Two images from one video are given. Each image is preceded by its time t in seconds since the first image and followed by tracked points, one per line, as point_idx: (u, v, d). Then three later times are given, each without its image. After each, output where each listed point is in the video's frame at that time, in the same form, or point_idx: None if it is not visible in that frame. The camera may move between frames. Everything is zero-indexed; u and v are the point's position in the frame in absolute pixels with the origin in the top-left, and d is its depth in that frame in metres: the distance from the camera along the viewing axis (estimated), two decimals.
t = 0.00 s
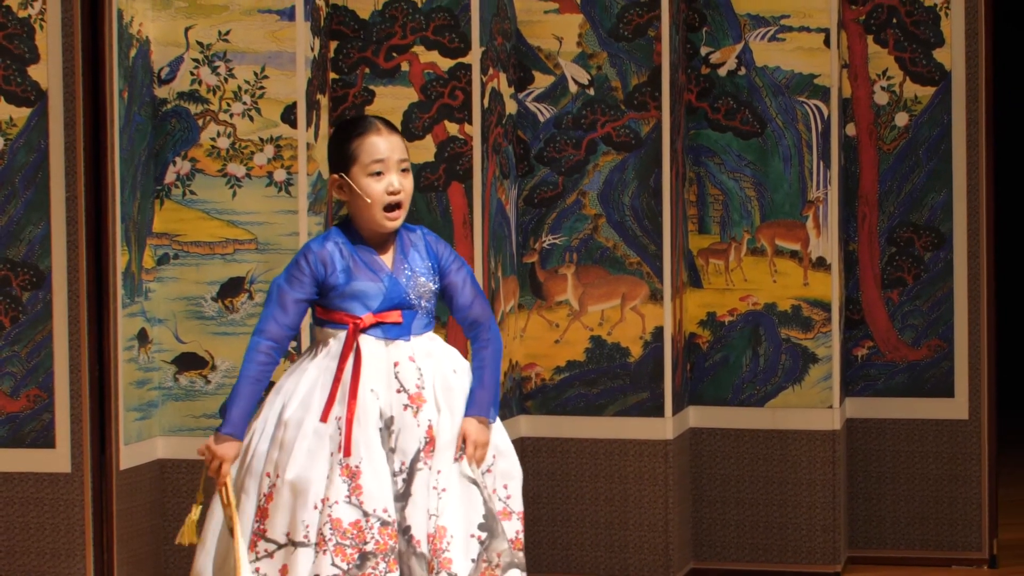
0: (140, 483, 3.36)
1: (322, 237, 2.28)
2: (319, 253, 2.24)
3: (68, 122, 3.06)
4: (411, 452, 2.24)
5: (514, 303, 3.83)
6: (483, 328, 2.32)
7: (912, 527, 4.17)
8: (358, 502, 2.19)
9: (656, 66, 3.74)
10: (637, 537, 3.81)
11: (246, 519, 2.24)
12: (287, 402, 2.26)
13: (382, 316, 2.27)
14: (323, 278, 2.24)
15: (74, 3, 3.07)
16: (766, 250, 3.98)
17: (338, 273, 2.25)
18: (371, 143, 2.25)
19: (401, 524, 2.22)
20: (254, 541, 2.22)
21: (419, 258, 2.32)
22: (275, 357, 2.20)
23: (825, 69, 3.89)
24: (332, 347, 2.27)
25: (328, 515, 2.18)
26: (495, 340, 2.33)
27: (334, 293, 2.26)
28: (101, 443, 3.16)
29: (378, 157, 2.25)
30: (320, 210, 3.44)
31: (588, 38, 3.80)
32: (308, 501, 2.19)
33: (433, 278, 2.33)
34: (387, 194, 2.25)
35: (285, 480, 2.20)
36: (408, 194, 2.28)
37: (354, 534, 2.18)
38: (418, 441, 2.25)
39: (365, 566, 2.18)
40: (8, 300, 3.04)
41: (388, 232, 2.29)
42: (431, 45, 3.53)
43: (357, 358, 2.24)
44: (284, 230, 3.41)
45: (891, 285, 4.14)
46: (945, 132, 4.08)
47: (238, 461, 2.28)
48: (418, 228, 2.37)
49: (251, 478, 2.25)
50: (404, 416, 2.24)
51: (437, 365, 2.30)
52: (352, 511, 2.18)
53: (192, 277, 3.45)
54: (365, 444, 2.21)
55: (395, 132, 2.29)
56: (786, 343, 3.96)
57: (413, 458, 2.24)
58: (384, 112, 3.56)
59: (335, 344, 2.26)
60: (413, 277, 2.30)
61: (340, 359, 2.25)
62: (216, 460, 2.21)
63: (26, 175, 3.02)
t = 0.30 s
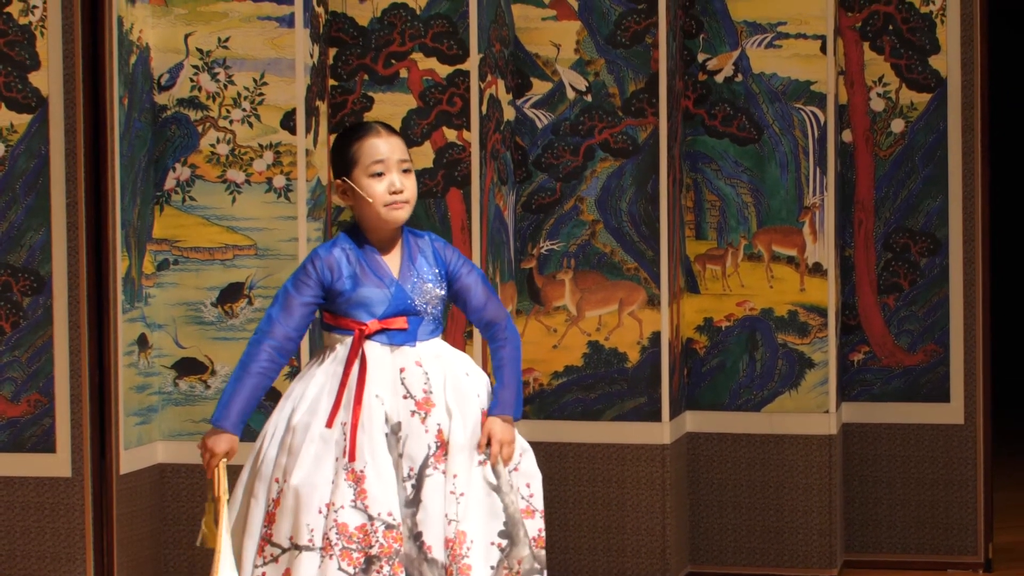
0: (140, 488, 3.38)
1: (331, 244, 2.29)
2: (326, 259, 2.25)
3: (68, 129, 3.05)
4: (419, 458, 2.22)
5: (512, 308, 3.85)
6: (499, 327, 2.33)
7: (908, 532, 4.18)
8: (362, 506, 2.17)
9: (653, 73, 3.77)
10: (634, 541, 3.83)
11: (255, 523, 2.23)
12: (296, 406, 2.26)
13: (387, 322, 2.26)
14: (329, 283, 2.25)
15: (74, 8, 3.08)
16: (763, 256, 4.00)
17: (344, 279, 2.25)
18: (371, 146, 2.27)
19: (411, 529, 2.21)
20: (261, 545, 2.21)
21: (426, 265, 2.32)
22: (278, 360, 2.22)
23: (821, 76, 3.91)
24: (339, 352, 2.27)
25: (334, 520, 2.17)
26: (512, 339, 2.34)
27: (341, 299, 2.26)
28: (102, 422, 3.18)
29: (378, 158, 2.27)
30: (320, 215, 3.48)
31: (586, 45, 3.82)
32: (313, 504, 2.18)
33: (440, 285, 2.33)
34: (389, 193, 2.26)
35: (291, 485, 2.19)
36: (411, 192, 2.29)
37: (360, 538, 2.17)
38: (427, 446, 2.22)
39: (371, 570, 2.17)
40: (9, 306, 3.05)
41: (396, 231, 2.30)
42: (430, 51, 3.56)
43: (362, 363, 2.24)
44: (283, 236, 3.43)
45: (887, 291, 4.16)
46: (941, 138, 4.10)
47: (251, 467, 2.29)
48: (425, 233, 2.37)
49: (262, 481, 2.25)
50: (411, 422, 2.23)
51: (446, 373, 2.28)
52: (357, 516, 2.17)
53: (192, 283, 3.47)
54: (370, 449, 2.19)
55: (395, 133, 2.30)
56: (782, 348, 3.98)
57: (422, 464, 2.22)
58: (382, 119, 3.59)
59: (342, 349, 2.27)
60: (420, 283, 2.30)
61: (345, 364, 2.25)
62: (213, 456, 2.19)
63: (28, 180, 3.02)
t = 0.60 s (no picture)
0: (140, 490, 3.40)
1: (337, 245, 2.31)
2: (333, 260, 2.27)
3: (69, 133, 3.07)
4: (423, 457, 2.23)
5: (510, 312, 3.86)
6: (510, 327, 2.38)
7: (904, 534, 4.20)
8: (367, 503, 2.18)
9: (650, 77, 3.79)
10: (632, 543, 3.85)
11: (260, 523, 2.24)
12: (302, 406, 2.27)
13: (393, 322, 2.29)
14: (337, 283, 2.27)
15: (74, 13, 3.09)
16: (760, 259, 4.02)
17: (351, 280, 2.27)
18: (374, 148, 2.30)
19: (416, 527, 2.21)
20: (266, 544, 2.21)
21: (433, 267, 2.35)
22: (282, 358, 2.22)
23: (817, 80, 3.93)
24: (345, 352, 2.29)
25: (339, 516, 2.17)
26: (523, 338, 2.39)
27: (348, 299, 2.28)
28: (101, 436, 3.19)
29: (381, 160, 2.30)
30: (319, 219, 3.49)
31: (583, 49, 3.84)
32: (317, 502, 2.18)
33: (446, 286, 2.36)
34: (393, 195, 2.29)
35: (296, 482, 2.19)
36: (414, 194, 2.31)
37: (365, 535, 2.17)
38: (431, 445, 2.24)
39: (375, 567, 2.16)
40: (10, 308, 3.10)
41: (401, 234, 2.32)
42: (428, 56, 3.58)
43: (368, 363, 2.26)
44: (282, 239, 3.45)
45: (883, 294, 4.19)
46: (937, 143, 4.12)
47: (256, 469, 2.30)
48: (431, 237, 2.40)
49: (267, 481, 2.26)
50: (416, 421, 2.24)
51: (452, 372, 2.31)
52: (362, 513, 2.18)
53: (191, 286, 3.49)
54: (375, 447, 2.21)
55: (399, 137, 2.34)
56: (779, 350, 4.00)
57: (426, 462, 2.23)
58: (381, 123, 3.62)
59: (348, 349, 2.29)
60: (426, 284, 2.33)
61: (351, 364, 2.27)
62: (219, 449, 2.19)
63: (29, 184, 3.07)
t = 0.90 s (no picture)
0: (140, 491, 3.41)
1: (339, 253, 2.34)
2: (335, 268, 2.30)
3: (70, 136, 3.09)
4: (427, 464, 2.25)
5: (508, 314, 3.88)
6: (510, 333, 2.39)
7: (900, 535, 4.22)
8: (372, 510, 2.20)
9: (648, 80, 3.81)
10: (629, 544, 3.87)
11: (259, 527, 2.24)
12: (302, 412, 2.29)
13: (394, 330, 2.31)
14: (338, 292, 2.30)
15: (75, 17, 3.11)
16: (756, 262, 4.04)
17: (353, 288, 2.30)
18: (381, 147, 2.33)
19: (421, 533, 2.23)
20: (266, 548, 2.21)
21: (432, 273, 2.37)
22: (292, 367, 2.24)
23: (814, 84, 3.96)
24: (346, 360, 2.31)
25: (343, 523, 2.18)
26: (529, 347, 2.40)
27: (350, 308, 2.31)
28: (102, 434, 3.22)
29: (387, 158, 2.33)
30: (317, 222, 3.53)
31: (581, 53, 3.86)
32: (319, 509, 2.19)
33: (446, 293, 2.38)
34: (394, 190, 2.31)
35: (296, 489, 2.21)
36: (417, 193, 2.33)
37: (369, 542, 2.18)
38: (435, 451, 2.26)
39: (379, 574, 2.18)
40: (11, 311, 3.03)
41: (400, 228, 2.34)
42: (427, 59, 3.61)
43: (370, 370, 2.29)
44: (281, 242, 3.47)
45: (879, 296, 4.21)
46: (933, 146, 4.15)
47: (257, 476, 2.30)
48: (431, 242, 2.43)
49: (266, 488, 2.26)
50: (420, 428, 2.27)
51: (454, 378, 2.33)
52: (366, 520, 2.19)
53: (191, 288, 3.50)
54: (378, 455, 2.23)
55: (406, 140, 2.37)
56: (775, 352, 4.02)
57: (431, 469, 2.25)
58: (379, 126, 3.63)
59: (349, 357, 2.31)
60: (426, 291, 2.35)
61: (353, 371, 2.29)
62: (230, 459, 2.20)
63: (29, 187, 3.02)
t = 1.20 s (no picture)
0: (140, 491, 3.43)
1: (338, 253, 2.37)
2: (335, 267, 2.33)
3: (70, 139, 3.11)
4: (421, 464, 2.27)
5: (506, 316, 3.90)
6: (501, 343, 2.46)
7: (897, 535, 4.24)
8: (366, 510, 2.21)
9: (645, 83, 3.83)
10: (626, 544, 3.89)
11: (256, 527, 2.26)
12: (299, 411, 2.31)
13: (390, 329, 2.34)
14: (338, 291, 2.32)
15: (75, 19, 3.13)
16: (753, 263, 4.06)
17: (351, 287, 2.33)
18: (379, 150, 2.36)
19: (415, 533, 2.24)
20: (264, 547, 2.23)
21: (430, 275, 2.41)
22: (301, 364, 2.26)
23: (810, 86, 3.98)
24: (343, 359, 2.33)
25: (338, 523, 2.20)
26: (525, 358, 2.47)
27: (347, 307, 2.33)
28: (101, 438, 3.23)
29: (384, 161, 2.35)
30: (316, 223, 3.55)
31: (579, 55, 3.88)
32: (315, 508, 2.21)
33: (442, 294, 2.41)
34: (390, 193, 2.34)
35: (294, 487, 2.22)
36: (414, 196, 2.36)
37: (364, 542, 2.20)
38: (429, 452, 2.28)
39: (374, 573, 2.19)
40: (12, 312, 3.11)
41: (397, 231, 2.37)
42: (425, 62, 3.63)
43: (365, 370, 2.30)
44: (281, 244, 3.49)
45: (875, 297, 4.23)
46: (928, 148, 4.17)
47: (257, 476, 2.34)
48: (429, 244, 2.46)
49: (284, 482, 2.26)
50: (414, 429, 2.29)
51: (449, 378, 2.35)
52: (361, 519, 2.21)
53: (191, 290, 3.52)
54: (372, 454, 2.25)
55: (404, 142, 2.39)
56: (772, 353, 4.04)
57: (424, 469, 2.27)
58: (378, 129, 3.65)
59: (346, 356, 2.33)
60: (422, 292, 2.38)
61: (348, 371, 2.31)
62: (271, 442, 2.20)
63: (30, 189, 3.09)
